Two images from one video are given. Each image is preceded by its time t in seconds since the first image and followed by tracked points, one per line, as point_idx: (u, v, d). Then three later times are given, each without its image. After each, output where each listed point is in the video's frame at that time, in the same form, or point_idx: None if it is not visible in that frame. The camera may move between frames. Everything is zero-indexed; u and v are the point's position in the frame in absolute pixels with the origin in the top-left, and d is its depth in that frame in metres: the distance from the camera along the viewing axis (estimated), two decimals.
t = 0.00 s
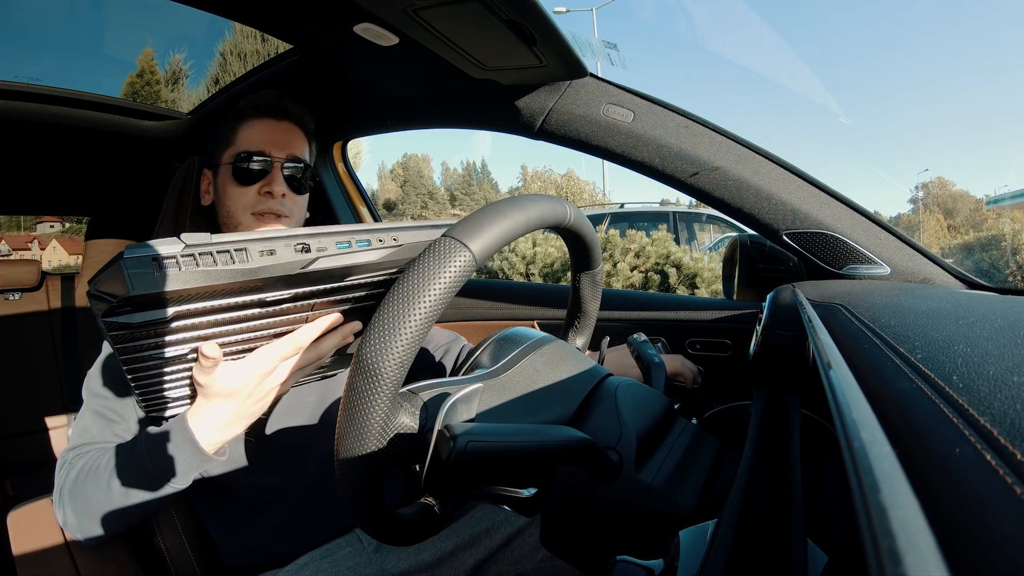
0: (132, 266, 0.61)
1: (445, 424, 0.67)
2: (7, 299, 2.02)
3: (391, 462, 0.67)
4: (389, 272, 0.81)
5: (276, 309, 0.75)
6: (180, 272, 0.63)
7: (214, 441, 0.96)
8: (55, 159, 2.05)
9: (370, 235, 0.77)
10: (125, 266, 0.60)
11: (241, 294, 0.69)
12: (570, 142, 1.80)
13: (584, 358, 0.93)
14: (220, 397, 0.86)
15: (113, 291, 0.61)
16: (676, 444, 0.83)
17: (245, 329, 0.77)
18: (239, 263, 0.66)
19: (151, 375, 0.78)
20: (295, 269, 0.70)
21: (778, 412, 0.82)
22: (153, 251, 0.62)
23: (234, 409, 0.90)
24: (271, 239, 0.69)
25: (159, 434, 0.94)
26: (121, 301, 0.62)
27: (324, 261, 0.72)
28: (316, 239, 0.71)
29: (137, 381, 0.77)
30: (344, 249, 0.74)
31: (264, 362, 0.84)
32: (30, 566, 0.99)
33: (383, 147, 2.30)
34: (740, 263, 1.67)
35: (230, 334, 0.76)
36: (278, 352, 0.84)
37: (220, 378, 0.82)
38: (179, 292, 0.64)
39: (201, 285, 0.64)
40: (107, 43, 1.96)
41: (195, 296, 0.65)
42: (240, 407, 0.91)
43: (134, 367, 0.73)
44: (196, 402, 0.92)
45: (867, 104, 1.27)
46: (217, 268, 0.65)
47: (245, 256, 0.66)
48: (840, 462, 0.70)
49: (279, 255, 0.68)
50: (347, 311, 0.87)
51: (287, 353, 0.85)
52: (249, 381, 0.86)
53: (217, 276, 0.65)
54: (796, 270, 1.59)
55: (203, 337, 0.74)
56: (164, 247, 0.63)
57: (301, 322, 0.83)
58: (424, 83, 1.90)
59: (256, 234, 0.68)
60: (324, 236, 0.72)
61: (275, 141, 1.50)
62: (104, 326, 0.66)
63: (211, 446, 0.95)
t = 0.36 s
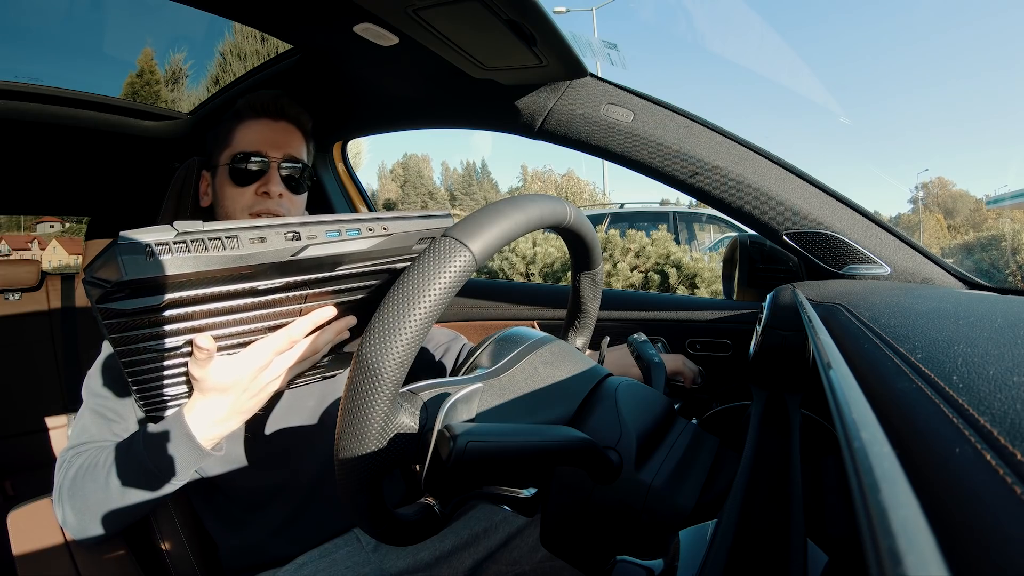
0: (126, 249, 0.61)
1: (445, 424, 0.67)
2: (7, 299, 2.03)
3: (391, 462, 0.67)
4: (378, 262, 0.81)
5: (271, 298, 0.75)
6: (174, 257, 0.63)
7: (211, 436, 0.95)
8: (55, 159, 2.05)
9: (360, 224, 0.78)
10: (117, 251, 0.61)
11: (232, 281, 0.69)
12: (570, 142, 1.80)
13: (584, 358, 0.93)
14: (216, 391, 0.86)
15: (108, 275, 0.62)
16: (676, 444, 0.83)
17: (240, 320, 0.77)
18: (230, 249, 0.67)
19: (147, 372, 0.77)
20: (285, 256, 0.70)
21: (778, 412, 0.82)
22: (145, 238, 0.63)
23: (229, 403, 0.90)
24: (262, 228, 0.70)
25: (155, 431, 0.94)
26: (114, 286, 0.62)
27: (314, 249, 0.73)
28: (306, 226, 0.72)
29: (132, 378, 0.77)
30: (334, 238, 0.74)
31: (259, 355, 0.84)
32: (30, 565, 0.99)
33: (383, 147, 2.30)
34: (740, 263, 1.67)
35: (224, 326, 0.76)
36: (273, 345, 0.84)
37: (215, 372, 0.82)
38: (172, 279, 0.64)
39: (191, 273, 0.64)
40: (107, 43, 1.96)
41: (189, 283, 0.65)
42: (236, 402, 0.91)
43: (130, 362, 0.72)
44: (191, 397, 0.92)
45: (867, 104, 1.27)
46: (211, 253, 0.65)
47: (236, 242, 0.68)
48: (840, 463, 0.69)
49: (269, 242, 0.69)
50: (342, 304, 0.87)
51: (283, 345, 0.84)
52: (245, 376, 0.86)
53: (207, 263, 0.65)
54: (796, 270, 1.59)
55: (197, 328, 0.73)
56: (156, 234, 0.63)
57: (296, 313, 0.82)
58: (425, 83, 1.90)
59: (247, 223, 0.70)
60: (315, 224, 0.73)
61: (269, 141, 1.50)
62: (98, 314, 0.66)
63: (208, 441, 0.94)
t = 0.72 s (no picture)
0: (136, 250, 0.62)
1: (445, 424, 0.67)
2: (7, 299, 2.02)
3: (391, 462, 0.67)
4: (381, 266, 0.82)
5: (275, 300, 0.75)
6: (182, 257, 0.64)
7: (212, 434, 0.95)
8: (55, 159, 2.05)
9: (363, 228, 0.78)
10: (127, 251, 0.62)
11: (238, 282, 0.69)
12: (570, 142, 1.79)
13: (584, 358, 0.93)
14: (218, 393, 0.85)
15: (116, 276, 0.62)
16: (676, 444, 0.83)
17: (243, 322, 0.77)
18: (237, 251, 0.67)
19: (148, 371, 0.77)
20: (291, 258, 0.71)
21: (778, 412, 0.82)
22: (153, 239, 0.64)
23: (231, 404, 0.90)
24: (268, 230, 0.71)
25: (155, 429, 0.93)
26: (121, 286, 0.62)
27: (318, 252, 0.73)
28: (310, 230, 0.73)
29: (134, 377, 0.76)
30: (337, 241, 0.75)
31: (261, 357, 0.84)
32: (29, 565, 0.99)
33: (383, 147, 2.30)
34: (740, 263, 1.67)
35: (228, 327, 0.76)
36: (275, 347, 0.83)
37: (217, 373, 0.82)
38: (179, 280, 0.64)
39: (201, 273, 0.65)
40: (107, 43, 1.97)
41: (197, 283, 0.66)
42: (238, 402, 0.91)
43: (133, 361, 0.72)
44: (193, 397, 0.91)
45: (868, 104, 1.27)
46: (218, 255, 0.66)
47: (243, 244, 0.68)
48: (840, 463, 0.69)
49: (275, 244, 0.70)
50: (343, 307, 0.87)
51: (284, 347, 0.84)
52: (247, 377, 0.85)
53: (211, 261, 0.66)
54: (796, 270, 1.59)
55: (201, 329, 0.73)
56: (163, 236, 0.65)
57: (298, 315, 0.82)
58: (424, 83, 1.90)
59: (253, 225, 0.71)
60: (319, 227, 0.74)
61: (268, 143, 1.50)
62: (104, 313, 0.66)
63: (209, 441, 0.94)
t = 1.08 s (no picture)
0: (141, 259, 0.62)
1: (445, 424, 0.67)
2: (7, 299, 2.01)
3: (391, 461, 0.67)
4: (383, 274, 0.82)
5: (278, 308, 0.76)
6: (186, 267, 0.64)
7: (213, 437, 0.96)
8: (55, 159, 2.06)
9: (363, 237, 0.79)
10: (133, 260, 0.62)
11: (243, 291, 0.69)
12: (570, 142, 1.79)
13: (584, 358, 0.93)
14: (220, 396, 0.85)
15: (123, 284, 0.62)
16: (676, 444, 0.83)
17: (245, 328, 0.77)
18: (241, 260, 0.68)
19: (150, 373, 0.77)
20: (294, 267, 0.71)
21: (778, 412, 0.82)
22: (158, 247, 0.63)
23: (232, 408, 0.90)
24: (270, 239, 0.71)
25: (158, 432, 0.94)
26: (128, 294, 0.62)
27: (321, 260, 0.73)
28: (313, 239, 0.74)
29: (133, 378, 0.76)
30: (340, 250, 0.76)
31: (263, 361, 0.83)
32: (28, 565, 0.99)
33: (383, 147, 2.30)
34: (740, 263, 1.67)
35: (229, 334, 0.76)
36: (277, 353, 0.84)
37: (220, 377, 0.82)
38: (180, 288, 0.64)
39: (205, 283, 0.65)
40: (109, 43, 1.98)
41: (201, 292, 0.66)
42: (239, 406, 0.91)
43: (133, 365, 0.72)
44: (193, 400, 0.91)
45: (868, 105, 1.27)
46: (222, 264, 0.66)
47: (247, 254, 0.68)
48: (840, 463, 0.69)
49: (279, 253, 0.70)
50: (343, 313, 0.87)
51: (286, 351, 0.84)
52: (248, 381, 0.85)
53: (211, 262, 0.66)
54: (796, 270, 1.59)
55: (204, 334, 0.73)
56: (169, 244, 0.64)
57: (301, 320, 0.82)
58: (424, 83, 1.90)
59: (256, 234, 0.70)
60: (322, 237, 0.74)
61: (268, 144, 1.49)
62: (109, 319, 0.65)
63: (209, 442, 0.94)
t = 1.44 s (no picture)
0: (160, 291, 0.65)
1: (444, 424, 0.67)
2: (7, 299, 2.01)
3: (391, 462, 0.67)
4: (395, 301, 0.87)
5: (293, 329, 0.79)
6: (205, 299, 0.67)
7: (218, 449, 0.97)
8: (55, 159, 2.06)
9: (381, 265, 0.81)
10: (151, 291, 0.64)
11: (260, 318, 0.73)
12: (570, 142, 1.79)
13: (584, 358, 0.93)
14: (229, 411, 0.85)
15: (139, 315, 0.64)
16: (675, 445, 0.83)
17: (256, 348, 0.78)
18: (261, 290, 0.70)
19: (158, 389, 0.78)
20: (314, 296, 0.75)
21: (778, 412, 0.82)
22: (181, 278, 0.66)
23: (239, 421, 0.90)
24: (290, 268, 0.74)
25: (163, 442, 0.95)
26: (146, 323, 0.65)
27: (338, 289, 0.77)
28: (331, 269, 0.77)
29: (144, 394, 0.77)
30: (357, 279, 0.79)
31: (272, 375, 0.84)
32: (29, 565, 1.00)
33: (383, 147, 2.30)
34: (740, 263, 1.68)
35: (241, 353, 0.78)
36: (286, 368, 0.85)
37: (230, 392, 0.82)
38: (195, 319, 0.67)
39: (222, 312, 0.68)
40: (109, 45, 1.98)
41: (219, 320, 0.69)
42: (246, 420, 0.91)
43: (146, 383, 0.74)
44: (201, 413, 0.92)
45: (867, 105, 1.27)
46: (242, 295, 0.69)
47: (266, 284, 0.71)
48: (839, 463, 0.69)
49: (298, 283, 0.73)
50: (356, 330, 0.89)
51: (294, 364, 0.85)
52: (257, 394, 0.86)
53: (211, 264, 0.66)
54: (796, 270, 1.59)
55: (216, 355, 0.75)
56: (187, 275, 0.67)
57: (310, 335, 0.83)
58: (425, 83, 1.90)
59: (276, 264, 0.73)
60: (339, 266, 0.77)
61: (273, 145, 1.50)
62: (126, 346, 0.67)
63: (215, 454, 0.96)
